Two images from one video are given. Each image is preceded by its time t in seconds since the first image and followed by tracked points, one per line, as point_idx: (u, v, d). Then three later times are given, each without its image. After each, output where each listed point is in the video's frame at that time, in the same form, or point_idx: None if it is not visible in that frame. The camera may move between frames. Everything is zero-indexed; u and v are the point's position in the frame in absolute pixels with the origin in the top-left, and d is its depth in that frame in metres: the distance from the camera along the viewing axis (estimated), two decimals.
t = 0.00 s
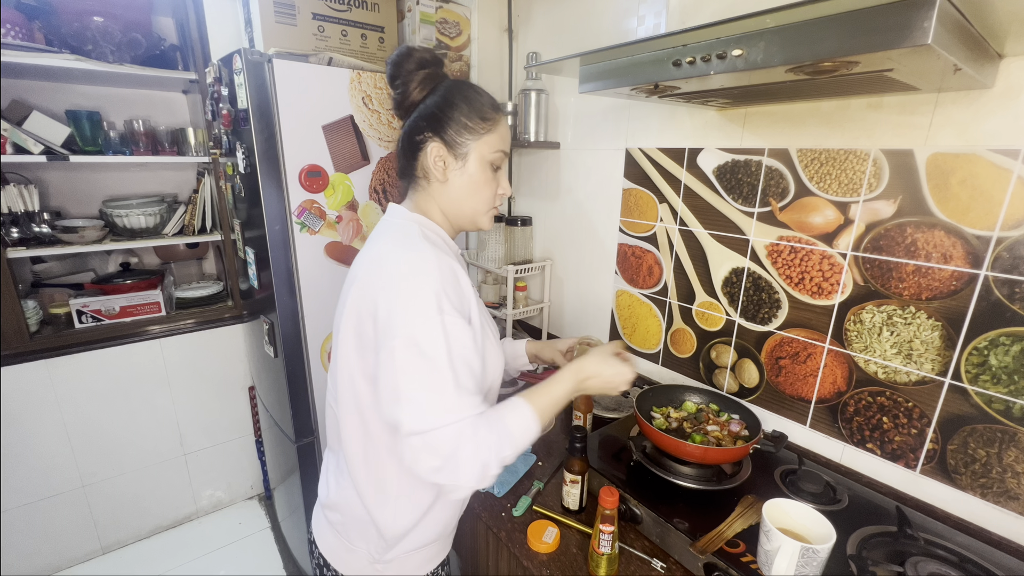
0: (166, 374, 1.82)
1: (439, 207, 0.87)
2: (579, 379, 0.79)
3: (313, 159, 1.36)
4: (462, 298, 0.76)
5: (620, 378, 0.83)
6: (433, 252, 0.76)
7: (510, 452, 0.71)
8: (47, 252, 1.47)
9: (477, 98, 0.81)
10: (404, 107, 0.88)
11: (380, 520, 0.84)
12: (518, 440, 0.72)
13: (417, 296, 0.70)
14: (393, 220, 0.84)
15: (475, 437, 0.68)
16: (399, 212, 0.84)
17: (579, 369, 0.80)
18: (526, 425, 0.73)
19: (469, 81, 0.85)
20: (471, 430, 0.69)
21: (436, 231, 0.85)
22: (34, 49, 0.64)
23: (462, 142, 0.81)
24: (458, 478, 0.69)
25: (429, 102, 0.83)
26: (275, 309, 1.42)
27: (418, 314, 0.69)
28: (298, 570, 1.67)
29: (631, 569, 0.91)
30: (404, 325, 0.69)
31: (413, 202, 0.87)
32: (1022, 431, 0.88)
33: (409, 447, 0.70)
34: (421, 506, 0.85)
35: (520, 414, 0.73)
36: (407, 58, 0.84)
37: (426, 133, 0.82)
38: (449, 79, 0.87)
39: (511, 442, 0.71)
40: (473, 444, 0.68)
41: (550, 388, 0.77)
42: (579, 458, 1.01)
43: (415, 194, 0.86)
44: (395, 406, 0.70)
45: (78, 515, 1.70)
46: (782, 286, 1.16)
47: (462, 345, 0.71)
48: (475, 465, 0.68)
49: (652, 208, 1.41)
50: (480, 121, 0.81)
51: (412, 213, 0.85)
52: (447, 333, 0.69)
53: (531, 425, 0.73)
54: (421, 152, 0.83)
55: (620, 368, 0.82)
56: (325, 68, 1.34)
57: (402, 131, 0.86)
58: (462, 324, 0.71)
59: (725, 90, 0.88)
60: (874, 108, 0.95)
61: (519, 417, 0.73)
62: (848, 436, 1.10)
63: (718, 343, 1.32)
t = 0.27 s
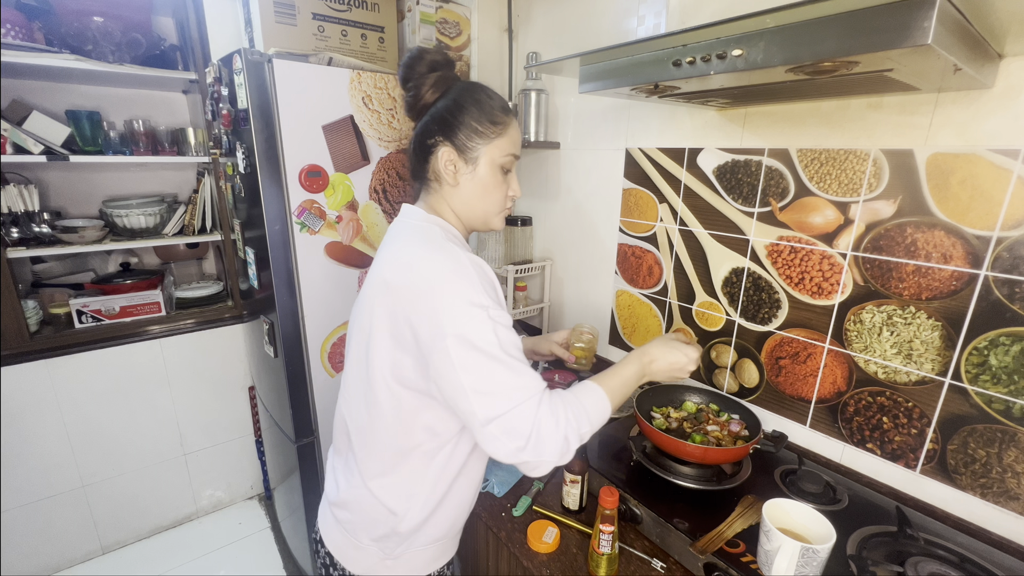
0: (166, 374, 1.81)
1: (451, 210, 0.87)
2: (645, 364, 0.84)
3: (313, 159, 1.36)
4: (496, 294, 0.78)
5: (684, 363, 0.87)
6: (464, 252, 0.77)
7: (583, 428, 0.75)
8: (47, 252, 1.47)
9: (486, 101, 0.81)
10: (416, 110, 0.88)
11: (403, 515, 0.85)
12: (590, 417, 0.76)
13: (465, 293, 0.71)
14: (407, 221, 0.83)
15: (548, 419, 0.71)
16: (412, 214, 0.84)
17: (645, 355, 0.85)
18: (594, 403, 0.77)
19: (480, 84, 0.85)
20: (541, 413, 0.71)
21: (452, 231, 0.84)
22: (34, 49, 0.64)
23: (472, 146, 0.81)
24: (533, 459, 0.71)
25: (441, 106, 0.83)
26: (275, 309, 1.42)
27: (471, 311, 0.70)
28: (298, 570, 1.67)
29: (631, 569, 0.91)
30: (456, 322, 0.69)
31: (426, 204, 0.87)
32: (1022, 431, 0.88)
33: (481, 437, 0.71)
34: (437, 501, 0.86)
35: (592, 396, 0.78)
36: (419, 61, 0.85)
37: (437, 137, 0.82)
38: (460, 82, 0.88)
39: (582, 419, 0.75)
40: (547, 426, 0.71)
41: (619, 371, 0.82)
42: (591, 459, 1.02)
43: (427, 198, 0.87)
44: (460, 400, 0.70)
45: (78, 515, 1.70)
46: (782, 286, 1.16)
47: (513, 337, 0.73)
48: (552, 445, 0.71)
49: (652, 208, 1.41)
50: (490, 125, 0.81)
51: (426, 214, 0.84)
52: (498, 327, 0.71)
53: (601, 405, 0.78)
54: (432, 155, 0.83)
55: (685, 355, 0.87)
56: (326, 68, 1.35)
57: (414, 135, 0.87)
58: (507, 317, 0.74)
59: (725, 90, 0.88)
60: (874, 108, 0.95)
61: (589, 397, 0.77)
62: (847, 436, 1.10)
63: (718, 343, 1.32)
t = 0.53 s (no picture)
0: (166, 374, 1.81)
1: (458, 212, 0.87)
2: (667, 364, 0.86)
3: (313, 159, 1.36)
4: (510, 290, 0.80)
5: (706, 366, 0.89)
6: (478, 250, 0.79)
7: (603, 419, 0.77)
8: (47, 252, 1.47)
9: (498, 108, 0.82)
10: (428, 111, 0.88)
11: (419, 511, 0.85)
12: (609, 408, 0.78)
13: (483, 289, 0.73)
14: (417, 220, 0.84)
15: (569, 409, 0.73)
16: (421, 214, 0.84)
17: (667, 356, 0.87)
18: (611, 395, 0.79)
19: (493, 90, 0.85)
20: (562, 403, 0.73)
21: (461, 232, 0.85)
22: (34, 50, 0.64)
23: (484, 151, 0.81)
24: (556, 448, 0.73)
25: (454, 110, 0.83)
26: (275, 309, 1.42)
27: (490, 306, 0.71)
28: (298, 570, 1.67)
29: (631, 569, 0.90)
30: (476, 317, 0.71)
31: (435, 204, 0.87)
32: (1022, 431, 0.88)
33: (504, 428, 0.72)
34: (451, 497, 0.87)
35: (609, 388, 0.80)
36: (436, 64, 0.86)
37: (449, 140, 0.82)
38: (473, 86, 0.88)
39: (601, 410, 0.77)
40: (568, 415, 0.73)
41: (640, 370, 0.84)
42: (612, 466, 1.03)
43: (435, 198, 0.87)
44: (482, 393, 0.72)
45: (78, 516, 1.68)
46: (781, 286, 1.16)
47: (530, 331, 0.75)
48: (573, 435, 0.73)
49: (652, 208, 1.41)
50: (502, 132, 0.82)
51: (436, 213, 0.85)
52: (517, 321, 0.73)
53: (619, 397, 0.80)
54: (443, 157, 0.83)
55: (709, 358, 0.89)
56: (326, 68, 1.35)
57: (425, 136, 0.87)
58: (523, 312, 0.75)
59: (725, 90, 0.88)
60: (874, 108, 0.95)
61: (607, 389, 0.79)
62: (847, 436, 1.10)
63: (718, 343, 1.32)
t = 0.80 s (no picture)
0: (166, 374, 1.82)
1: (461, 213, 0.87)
2: (672, 375, 0.85)
3: (313, 159, 1.36)
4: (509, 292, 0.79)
5: (712, 376, 0.88)
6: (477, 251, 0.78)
7: (600, 423, 0.76)
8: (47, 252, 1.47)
9: (503, 109, 0.82)
10: (432, 111, 0.88)
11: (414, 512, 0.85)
12: (607, 413, 0.77)
13: (481, 290, 0.73)
14: (418, 220, 0.84)
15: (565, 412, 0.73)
16: (424, 214, 0.84)
17: (673, 366, 0.86)
18: (610, 400, 0.78)
19: (497, 91, 0.86)
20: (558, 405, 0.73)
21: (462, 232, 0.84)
22: (34, 50, 0.64)
23: (488, 152, 0.82)
24: (551, 450, 0.72)
25: (458, 111, 0.83)
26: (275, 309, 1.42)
27: (487, 306, 0.71)
28: (298, 571, 1.67)
29: (631, 569, 0.91)
30: (473, 317, 0.71)
31: (437, 205, 0.87)
32: (1022, 431, 0.88)
33: (498, 429, 0.72)
34: (448, 497, 0.87)
35: (608, 394, 0.79)
36: (441, 66, 0.86)
37: (453, 140, 0.82)
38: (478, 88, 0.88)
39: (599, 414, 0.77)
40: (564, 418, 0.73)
41: (644, 380, 0.83)
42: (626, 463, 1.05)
43: (438, 199, 0.87)
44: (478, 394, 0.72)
45: (78, 516, 1.68)
46: (781, 286, 1.16)
47: (528, 332, 0.75)
48: (569, 438, 0.73)
49: (652, 208, 1.41)
50: (507, 133, 0.82)
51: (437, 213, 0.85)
52: (515, 322, 0.73)
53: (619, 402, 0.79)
54: (447, 158, 0.83)
55: (716, 369, 0.88)
56: (326, 68, 1.35)
57: (429, 136, 0.87)
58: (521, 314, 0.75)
59: (725, 90, 0.88)
60: (874, 108, 0.95)
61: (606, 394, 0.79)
62: (847, 436, 1.10)
63: (717, 343, 1.32)
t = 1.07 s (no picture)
0: (166, 374, 1.82)
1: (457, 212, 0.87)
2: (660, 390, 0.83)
3: (313, 159, 1.36)
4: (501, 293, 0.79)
5: (699, 388, 0.86)
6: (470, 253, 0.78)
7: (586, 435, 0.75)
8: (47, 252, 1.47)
9: (499, 108, 0.82)
10: (429, 111, 0.89)
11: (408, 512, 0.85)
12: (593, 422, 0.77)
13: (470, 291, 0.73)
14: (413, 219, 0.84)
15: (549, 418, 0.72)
16: (419, 214, 0.84)
17: (659, 380, 0.84)
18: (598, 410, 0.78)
19: (495, 91, 0.86)
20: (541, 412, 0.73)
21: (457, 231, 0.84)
22: (34, 50, 0.64)
23: (483, 151, 0.82)
24: (533, 458, 0.72)
25: (455, 110, 0.84)
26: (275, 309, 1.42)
27: (474, 308, 0.71)
28: (298, 571, 1.68)
29: (631, 569, 0.91)
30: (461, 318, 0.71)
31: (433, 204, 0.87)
32: (1022, 431, 0.88)
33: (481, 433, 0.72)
34: (445, 497, 0.87)
35: (596, 404, 0.78)
36: (438, 65, 0.86)
37: (449, 140, 0.83)
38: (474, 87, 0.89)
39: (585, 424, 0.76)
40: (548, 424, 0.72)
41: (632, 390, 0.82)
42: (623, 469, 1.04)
43: (434, 198, 0.87)
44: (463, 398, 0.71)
45: (78, 516, 1.69)
46: (781, 286, 1.16)
47: (516, 336, 0.74)
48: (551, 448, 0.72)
49: (652, 208, 1.41)
50: (502, 132, 0.82)
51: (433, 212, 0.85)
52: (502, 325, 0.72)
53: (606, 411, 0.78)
54: (443, 157, 0.83)
55: (704, 378, 0.86)
56: (326, 68, 1.35)
57: (425, 135, 0.87)
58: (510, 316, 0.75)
59: (724, 90, 0.88)
60: (874, 108, 0.95)
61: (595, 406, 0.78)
62: (847, 436, 1.10)
63: (718, 343, 1.32)
